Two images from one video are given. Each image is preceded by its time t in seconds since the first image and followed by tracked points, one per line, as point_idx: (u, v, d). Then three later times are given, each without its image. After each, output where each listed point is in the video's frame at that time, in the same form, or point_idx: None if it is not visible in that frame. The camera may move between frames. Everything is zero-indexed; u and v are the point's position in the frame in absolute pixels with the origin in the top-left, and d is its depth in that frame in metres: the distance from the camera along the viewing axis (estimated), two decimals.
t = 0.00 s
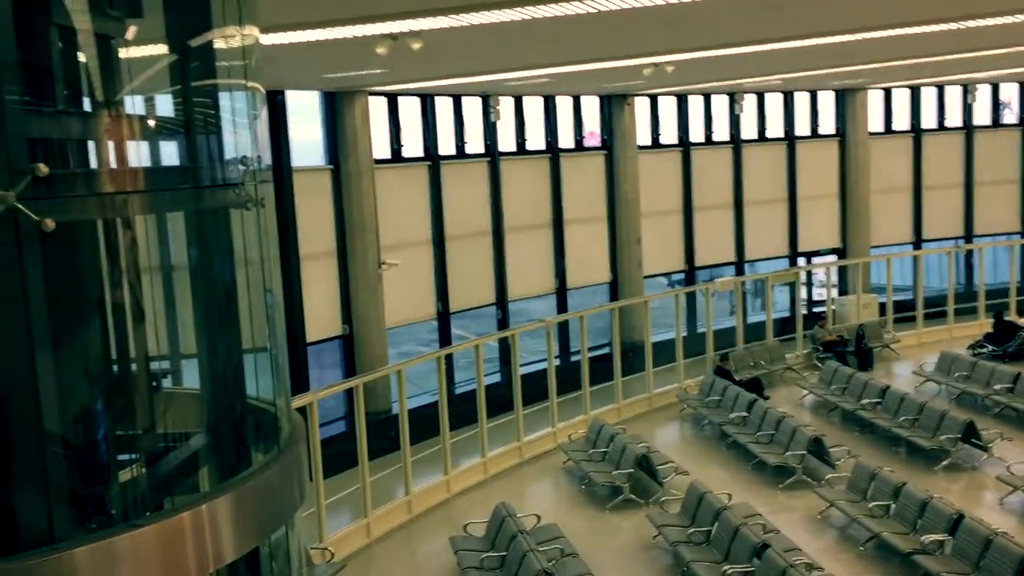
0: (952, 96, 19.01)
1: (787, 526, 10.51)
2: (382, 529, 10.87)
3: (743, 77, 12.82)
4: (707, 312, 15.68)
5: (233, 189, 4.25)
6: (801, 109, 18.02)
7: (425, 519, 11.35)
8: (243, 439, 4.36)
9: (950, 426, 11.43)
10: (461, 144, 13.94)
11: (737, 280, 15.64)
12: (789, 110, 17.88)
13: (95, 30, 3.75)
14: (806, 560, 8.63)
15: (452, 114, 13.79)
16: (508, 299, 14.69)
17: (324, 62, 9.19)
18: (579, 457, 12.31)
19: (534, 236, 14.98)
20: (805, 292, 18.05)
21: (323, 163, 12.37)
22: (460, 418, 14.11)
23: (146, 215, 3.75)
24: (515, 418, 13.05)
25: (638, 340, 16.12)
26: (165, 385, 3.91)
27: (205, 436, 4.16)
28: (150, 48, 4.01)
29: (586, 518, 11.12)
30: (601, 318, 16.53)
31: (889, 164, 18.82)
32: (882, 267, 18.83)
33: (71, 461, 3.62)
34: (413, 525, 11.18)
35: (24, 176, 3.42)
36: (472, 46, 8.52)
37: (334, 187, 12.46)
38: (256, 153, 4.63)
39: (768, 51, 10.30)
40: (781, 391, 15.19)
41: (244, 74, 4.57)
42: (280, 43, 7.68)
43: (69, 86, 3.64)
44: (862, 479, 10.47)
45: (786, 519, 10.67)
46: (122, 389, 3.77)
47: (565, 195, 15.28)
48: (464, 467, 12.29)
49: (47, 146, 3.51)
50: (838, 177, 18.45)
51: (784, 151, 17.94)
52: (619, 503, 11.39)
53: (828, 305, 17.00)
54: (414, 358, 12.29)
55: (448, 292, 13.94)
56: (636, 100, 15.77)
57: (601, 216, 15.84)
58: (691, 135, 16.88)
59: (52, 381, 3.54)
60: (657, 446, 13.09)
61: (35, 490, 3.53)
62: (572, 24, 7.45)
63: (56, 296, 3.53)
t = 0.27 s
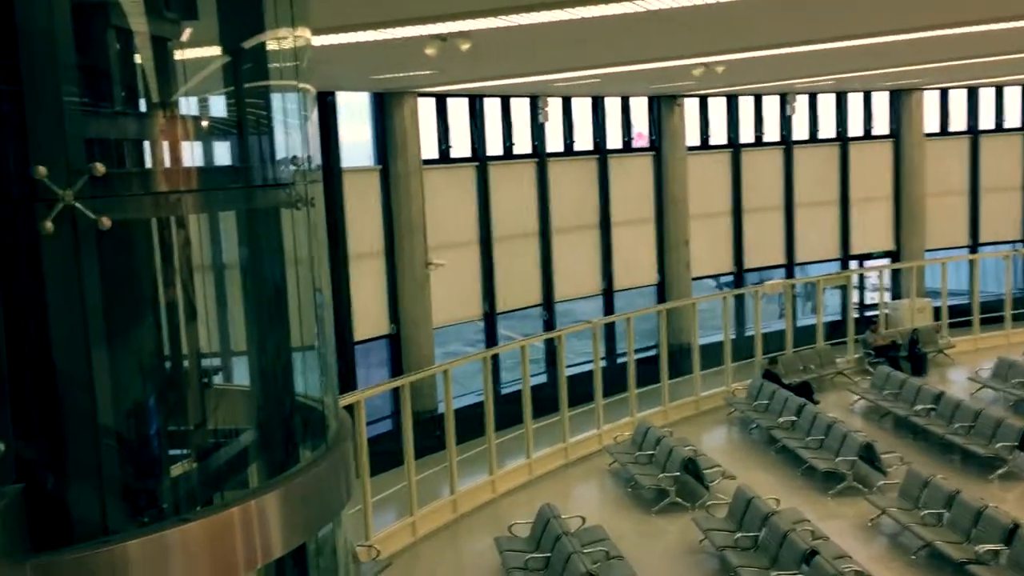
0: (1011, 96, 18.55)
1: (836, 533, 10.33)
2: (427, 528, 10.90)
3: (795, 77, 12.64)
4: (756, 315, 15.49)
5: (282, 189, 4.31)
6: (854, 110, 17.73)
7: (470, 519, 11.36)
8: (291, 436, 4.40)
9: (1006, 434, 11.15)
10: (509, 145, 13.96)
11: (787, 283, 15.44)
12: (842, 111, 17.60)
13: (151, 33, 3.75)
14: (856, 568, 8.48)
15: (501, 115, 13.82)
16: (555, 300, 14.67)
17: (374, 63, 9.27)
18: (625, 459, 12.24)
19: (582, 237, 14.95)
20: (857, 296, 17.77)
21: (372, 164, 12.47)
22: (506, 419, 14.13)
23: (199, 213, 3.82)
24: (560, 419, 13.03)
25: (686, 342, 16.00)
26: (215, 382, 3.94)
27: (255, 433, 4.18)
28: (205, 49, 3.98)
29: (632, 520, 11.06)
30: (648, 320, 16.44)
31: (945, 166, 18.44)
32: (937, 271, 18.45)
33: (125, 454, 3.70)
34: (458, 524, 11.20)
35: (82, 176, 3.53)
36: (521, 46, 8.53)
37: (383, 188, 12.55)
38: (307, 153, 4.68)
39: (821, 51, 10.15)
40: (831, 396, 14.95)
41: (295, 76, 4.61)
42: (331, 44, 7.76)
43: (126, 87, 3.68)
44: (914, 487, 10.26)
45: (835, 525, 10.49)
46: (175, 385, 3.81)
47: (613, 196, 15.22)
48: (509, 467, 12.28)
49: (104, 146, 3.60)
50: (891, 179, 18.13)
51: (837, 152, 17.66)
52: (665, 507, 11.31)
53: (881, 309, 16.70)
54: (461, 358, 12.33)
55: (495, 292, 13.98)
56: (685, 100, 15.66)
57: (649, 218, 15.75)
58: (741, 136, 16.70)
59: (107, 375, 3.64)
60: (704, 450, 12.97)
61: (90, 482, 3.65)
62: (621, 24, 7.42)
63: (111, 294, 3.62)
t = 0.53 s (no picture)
0: None
1: (869, 538, 10.21)
2: (456, 529, 10.93)
3: (826, 78, 12.52)
4: (787, 318, 15.36)
5: (312, 192, 4.34)
6: (887, 110, 17.53)
7: (499, 521, 11.37)
8: (321, 437, 4.42)
9: None
10: (538, 147, 13.95)
11: (818, 285, 15.29)
12: (874, 112, 17.41)
13: (183, 36, 3.79)
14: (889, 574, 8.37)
15: (530, 117, 13.82)
16: (584, 303, 14.65)
17: (404, 67, 9.33)
18: (654, 462, 12.18)
19: (611, 239, 14.91)
20: (890, 298, 17.57)
21: (402, 167, 12.52)
22: (534, 421, 14.13)
23: (230, 216, 3.86)
24: (589, 421, 13.00)
25: (716, 345, 15.90)
26: (246, 383, 3.97)
27: (285, 434, 4.20)
28: (237, 54, 4.01)
29: (661, 524, 11.00)
30: (678, 322, 16.36)
31: (981, 167, 18.17)
32: (972, 274, 18.19)
33: (157, 454, 3.74)
34: (487, 527, 11.21)
35: (116, 178, 3.59)
36: (549, 48, 8.53)
37: (413, 190, 12.59)
38: (337, 155, 4.71)
39: (853, 51, 10.04)
40: (864, 400, 14.79)
41: (325, 79, 4.62)
42: (362, 47, 7.81)
43: (159, 92, 3.72)
44: (948, 492, 10.11)
45: (867, 530, 10.37)
46: (206, 386, 3.84)
47: (642, 198, 15.18)
48: (538, 470, 12.27)
49: (137, 149, 3.65)
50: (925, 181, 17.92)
51: (869, 153, 17.47)
52: (694, 510, 11.24)
53: (914, 312, 16.45)
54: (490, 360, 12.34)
55: (524, 294, 13.98)
56: (716, 102, 15.57)
57: (679, 220, 15.68)
58: (772, 137, 16.58)
59: (139, 376, 3.68)
60: (735, 453, 12.89)
61: (123, 482, 3.69)
62: (651, 26, 7.39)
63: (144, 295, 3.65)
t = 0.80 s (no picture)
0: None
1: (914, 541, 10.04)
2: (495, 529, 10.94)
3: (869, 75, 12.33)
4: (829, 318, 15.17)
5: (352, 193, 4.37)
6: (932, 107, 17.22)
7: (538, 521, 11.36)
8: (362, 437, 4.44)
9: None
10: (577, 147, 13.92)
11: (861, 285, 15.07)
12: (919, 109, 17.12)
13: (226, 40, 3.81)
14: None
15: (568, 117, 13.79)
16: (623, 303, 14.59)
17: (443, 68, 9.38)
18: (695, 463, 12.09)
19: (650, 239, 14.84)
20: (935, 298, 17.28)
21: (441, 168, 12.56)
22: (574, 421, 14.11)
23: (272, 217, 3.90)
24: (628, 422, 12.94)
25: (757, 345, 15.76)
26: (288, 383, 4.00)
27: (326, 434, 4.23)
28: (278, 57, 4.04)
29: (701, 525, 10.92)
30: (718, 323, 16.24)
31: None
32: (1020, 273, 17.83)
33: (201, 454, 3.79)
34: (526, 527, 11.22)
35: (160, 182, 3.64)
36: (587, 48, 8.50)
37: (451, 191, 12.64)
38: (376, 156, 4.74)
39: (897, 47, 9.88)
40: (909, 401, 14.55)
41: (365, 81, 4.68)
42: (401, 49, 7.85)
43: (202, 95, 3.74)
44: (997, 495, 9.90)
45: (912, 533, 10.20)
46: (249, 386, 3.87)
47: (682, 197, 15.09)
48: (577, 471, 12.24)
49: (181, 152, 3.69)
50: (971, 178, 17.62)
51: (914, 151, 17.19)
52: (735, 512, 11.14)
53: (961, 311, 16.23)
54: (529, 360, 12.34)
55: (563, 295, 13.96)
56: (756, 100, 15.42)
57: (719, 219, 15.56)
58: (814, 136, 16.37)
59: (184, 377, 3.73)
60: (776, 455, 12.75)
61: (168, 481, 3.75)
62: (690, 24, 7.34)
63: (188, 296, 3.70)
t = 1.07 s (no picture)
0: None
1: (960, 545, 9.85)
2: (533, 528, 10.94)
3: (916, 71, 12.12)
4: (873, 318, 14.96)
5: (392, 191, 4.40)
6: (980, 104, 16.89)
7: (576, 520, 11.34)
8: (401, 434, 4.46)
9: None
10: (617, 145, 13.87)
11: (906, 285, 14.84)
12: (967, 106, 16.80)
13: (269, 40, 3.84)
14: None
15: (608, 115, 13.75)
16: (663, 302, 14.51)
17: (483, 67, 9.40)
18: (735, 464, 11.98)
19: (690, 238, 14.74)
20: (983, 299, 16.97)
21: (481, 166, 12.58)
22: (613, 420, 14.06)
23: (313, 215, 3.95)
24: (668, 422, 12.87)
25: (798, 345, 15.59)
26: (327, 379, 4.03)
27: (366, 430, 4.25)
28: (320, 56, 4.08)
29: (741, 527, 10.82)
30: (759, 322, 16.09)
31: None
32: None
33: (243, 449, 3.84)
34: (565, 525, 11.20)
35: (204, 179, 3.69)
36: (628, 46, 8.46)
37: (491, 189, 12.65)
38: (416, 155, 4.76)
39: (945, 43, 9.70)
40: (955, 403, 14.29)
41: (405, 79, 4.71)
42: (442, 48, 7.88)
43: (246, 94, 3.77)
44: None
45: (958, 538, 10.01)
46: (289, 381, 3.91)
47: (723, 196, 14.97)
48: (616, 470, 12.20)
49: (224, 151, 3.73)
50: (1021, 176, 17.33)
51: (961, 149, 16.88)
52: (776, 514, 11.03)
53: (1009, 312, 15.88)
54: (567, 359, 12.32)
55: (602, 294, 13.92)
56: (799, 97, 15.24)
57: (760, 218, 15.41)
58: (858, 133, 16.14)
59: (227, 372, 3.78)
60: (818, 456, 12.60)
61: (210, 474, 3.80)
62: (732, 20, 7.27)
63: (230, 292, 3.75)
